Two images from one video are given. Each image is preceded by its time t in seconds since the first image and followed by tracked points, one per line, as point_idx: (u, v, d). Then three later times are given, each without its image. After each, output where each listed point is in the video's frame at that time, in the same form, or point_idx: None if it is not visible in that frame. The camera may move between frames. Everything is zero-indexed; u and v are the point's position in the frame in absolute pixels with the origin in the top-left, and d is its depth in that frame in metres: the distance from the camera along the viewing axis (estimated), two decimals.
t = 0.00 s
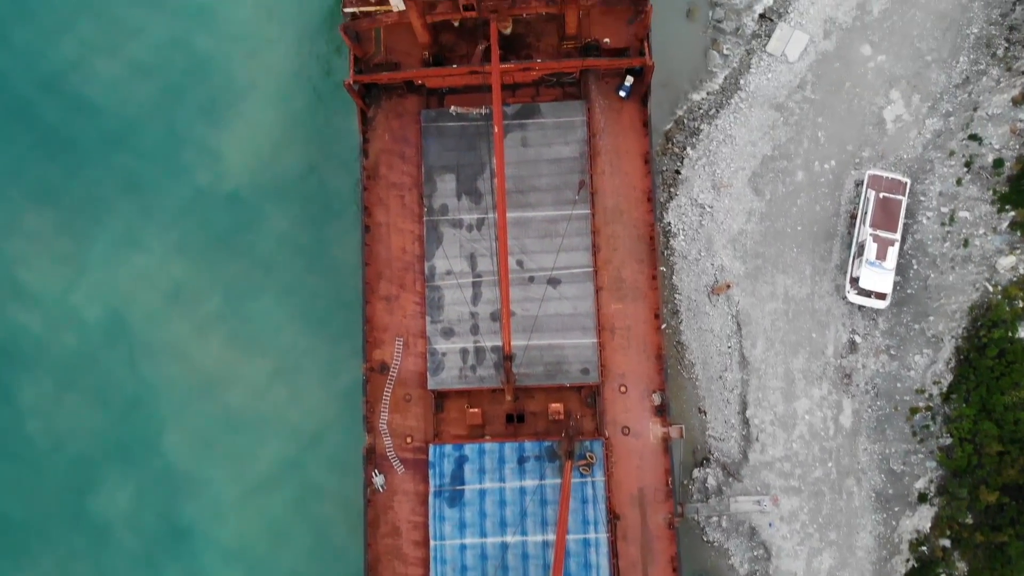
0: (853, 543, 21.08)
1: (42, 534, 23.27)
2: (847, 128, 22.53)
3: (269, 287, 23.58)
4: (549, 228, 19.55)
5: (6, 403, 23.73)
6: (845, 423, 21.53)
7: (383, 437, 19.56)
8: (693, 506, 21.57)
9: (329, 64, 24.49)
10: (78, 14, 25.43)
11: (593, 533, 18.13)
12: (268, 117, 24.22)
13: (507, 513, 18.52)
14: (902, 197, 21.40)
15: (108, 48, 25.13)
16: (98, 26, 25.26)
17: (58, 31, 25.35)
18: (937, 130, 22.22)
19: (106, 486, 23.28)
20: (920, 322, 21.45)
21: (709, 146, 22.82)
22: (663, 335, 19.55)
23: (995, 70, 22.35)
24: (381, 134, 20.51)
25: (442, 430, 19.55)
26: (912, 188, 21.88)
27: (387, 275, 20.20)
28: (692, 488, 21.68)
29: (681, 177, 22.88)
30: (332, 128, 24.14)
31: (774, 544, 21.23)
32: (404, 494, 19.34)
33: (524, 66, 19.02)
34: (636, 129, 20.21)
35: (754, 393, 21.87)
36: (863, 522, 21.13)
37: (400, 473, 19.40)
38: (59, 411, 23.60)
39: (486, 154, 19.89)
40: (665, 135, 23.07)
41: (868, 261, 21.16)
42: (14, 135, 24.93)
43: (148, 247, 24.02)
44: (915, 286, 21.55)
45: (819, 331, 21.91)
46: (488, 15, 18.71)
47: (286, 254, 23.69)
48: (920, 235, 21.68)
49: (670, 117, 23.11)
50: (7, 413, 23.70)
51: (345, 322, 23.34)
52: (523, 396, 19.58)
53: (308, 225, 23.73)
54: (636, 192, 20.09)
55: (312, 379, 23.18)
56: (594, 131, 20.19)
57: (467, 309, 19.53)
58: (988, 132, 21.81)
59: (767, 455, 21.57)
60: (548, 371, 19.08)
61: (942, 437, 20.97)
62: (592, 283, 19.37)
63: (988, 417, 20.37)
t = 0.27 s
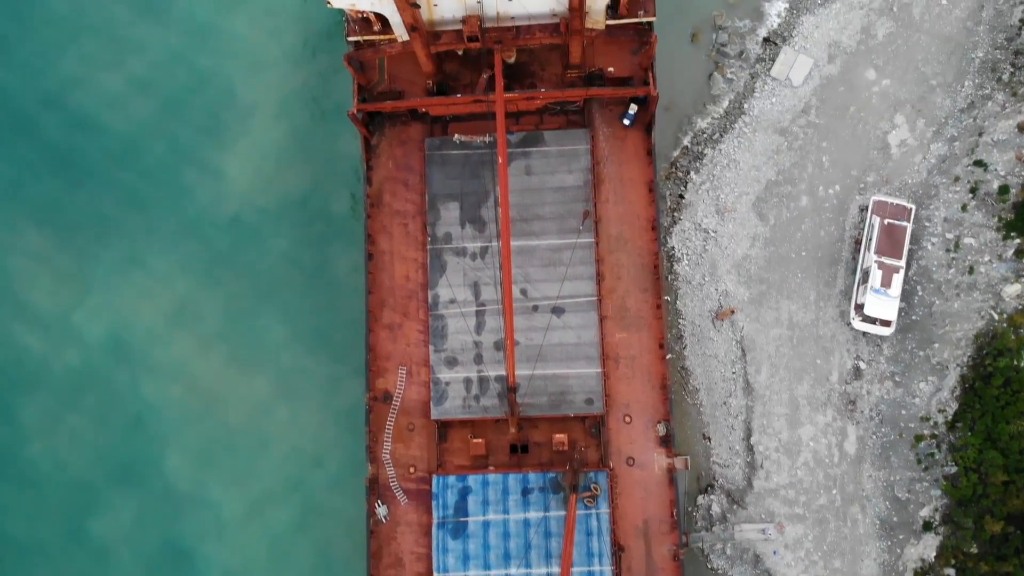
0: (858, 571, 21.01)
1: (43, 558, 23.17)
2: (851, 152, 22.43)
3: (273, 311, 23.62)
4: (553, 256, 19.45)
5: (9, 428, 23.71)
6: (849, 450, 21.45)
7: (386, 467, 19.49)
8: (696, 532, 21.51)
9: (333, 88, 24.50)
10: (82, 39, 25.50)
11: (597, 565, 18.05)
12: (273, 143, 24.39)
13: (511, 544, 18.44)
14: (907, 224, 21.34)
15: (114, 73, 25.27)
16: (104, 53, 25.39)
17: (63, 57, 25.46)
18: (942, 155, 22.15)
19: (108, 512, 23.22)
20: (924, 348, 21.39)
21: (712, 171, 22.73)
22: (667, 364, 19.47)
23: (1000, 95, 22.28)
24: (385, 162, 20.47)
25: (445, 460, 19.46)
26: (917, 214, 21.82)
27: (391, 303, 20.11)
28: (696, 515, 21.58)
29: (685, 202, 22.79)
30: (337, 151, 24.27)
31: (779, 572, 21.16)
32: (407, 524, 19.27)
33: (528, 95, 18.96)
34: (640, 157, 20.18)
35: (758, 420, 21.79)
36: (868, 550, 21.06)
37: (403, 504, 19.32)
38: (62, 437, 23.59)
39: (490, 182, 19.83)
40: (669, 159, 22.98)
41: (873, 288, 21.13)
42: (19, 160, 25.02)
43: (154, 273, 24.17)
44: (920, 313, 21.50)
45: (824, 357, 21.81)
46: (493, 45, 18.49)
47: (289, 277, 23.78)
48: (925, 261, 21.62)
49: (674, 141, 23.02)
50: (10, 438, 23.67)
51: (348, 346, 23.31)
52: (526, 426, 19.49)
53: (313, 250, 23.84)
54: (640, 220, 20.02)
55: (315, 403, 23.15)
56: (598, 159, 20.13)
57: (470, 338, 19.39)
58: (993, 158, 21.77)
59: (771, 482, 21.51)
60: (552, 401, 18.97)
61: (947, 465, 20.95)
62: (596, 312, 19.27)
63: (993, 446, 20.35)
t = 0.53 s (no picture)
0: None
1: None
2: (856, 177, 22.31)
3: (274, 334, 23.45)
4: (558, 285, 19.33)
5: (8, 453, 23.53)
6: (854, 476, 21.37)
7: (389, 497, 19.38)
8: (701, 558, 21.54)
9: (334, 110, 24.33)
10: (82, 59, 25.33)
11: None
12: (275, 165, 24.25)
13: None
14: (912, 250, 21.30)
15: (114, 94, 25.11)
16: (104, 73, 25.22)
17: (63, 77, 25.29)
18: (947, 180, 22.06)
19: (108, 538, 23.05)
20: (930, 375, 21.31)
21: (716, 195, 22.64)
22: (672, 394, 19.36)
23: (1006, 120, 22.19)
24: (388, 189, 20.36)
25: (448, 490, 19.34)
26: (922, 239, 21.73)
27: (394, 331, 19.98)
28: (702, 542, 21.59)
29: (689, 227, 22.68)
30: (339, 173, 24.11)
31: None
32: (411, 555, 19.18)
33: (532, 124, 18.92)
34: (645, 185, 20.08)
35: (763, 447, 21.70)
36: None
37: (407, 535, 19.22)
38: (62, 462, 23.41)
39: (494, 210, 19.69)
40: (673, 183, 22.89)
41: (878, 315, 21.08)
42: (18, 182, 24.84)
43: (155, 296, 24.01)
44: (925, 339, 21.41)
45: (828, 383, 21.72)
46: (497, 75, 18.17)
47: (292, 299, 23.61)
48: (930, 287, 21.54)
49: (678, 165, 22.93)
50: (9, 464, 23.48)
51: (350, 370, 23.14)
52: (530, 456, 19.39)
53: (315, 274, 23.69)
54: (645, 249, 19.91)
55: (317, 427, 22.99)
56: (602, 187, 20.02)
57: (474, 367, 19.25)
58: (999, 184, 21.71)
59: (776, 509, 21.44)
60: (557, 431, 18.83)
61: (952, 494, 20.87)
62: (601, 341, 19.14)
63: (998, 476, 20.31)
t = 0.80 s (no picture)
0: None
1: None
2: (861, 201, 22.23)
3: (276, 357, 23.29)
4: (562, 314, 19.18)
5: (8, 478, 23.36)
6: (859, 504, 21.29)
7: (393, 528, 19.27)
8: None
9: (336, 132, 24.18)
10: (83, 78, 25.15)
11: None
12: (277, 186, 24.09)
13: None
14: (917, 276, 21.15)
15: (115, 113, 24.93)
16: (105, 92, 25.05)
17: (64, 95, 25.10)
18: (952, 206, 21.97)
19: (108, 563, 22.87)
20: (935, 403, 21.26)
21: (720, 220, 22.54)
22: (677, 424, 19.26)
23: (1011, 145, 22.09)
24: (392, 216, 20.25)
25: (452, 521, 19.21)
26: (927, 265, 21.66)
27: (397, 359, 19.85)
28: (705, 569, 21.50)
29: (693, 251, 22.58)
30: (341, 196, 23.95)
31: None
32: None
33: (536, 153, 18.82)
34: (649, 213, 19.98)
35: (768, 474, 21.61)
36: None
37: (410, 566, 19.11)
38: (62, 488, 23.24)
39: (498, 238, 19.55)
40: (677, 208, 22.78)
41: (884, 343, 20.91)
42: (17, 203, 24.66)
43: (156, 318, 23.83)
44: (930, 366, 21.37)
45: (833, 410, 21.63)
46: (502, 106, 18.12)
47: (294, 323, 23.44)
48: (935, 313, 21.50)
49: (682, 189, 22.83)
50: (9, 489, 23.31)
51: (352, 395, 23.01)
52: (535, 487, 19.27)
53: (317, 297, 23.53)
54: (649, 277, 19.80)
55: (318, 452, 22.83)
56: (606, 215, 19.92)
57: (478, 397, 19.10)
58: (1004, 211, 21.60)
59: (781, 536, 21.36)
60: (561, 462, 18.69)
61: (957, 523, 20.81)
62: (605, 372, 19.01)
63: (1004, 506, 20.20)
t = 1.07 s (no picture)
0: None
1: None
2: (865, 226, 22.13)
3: (277, 381, 23.11)
4: (566, 343, 19.01)
5: (7, 503, 23.17)
6: (863, 531, 21.21)
7: (396, 559, 19.14)
8: None
9: (338, 153, 23.98)
10: (83, 97, 24.94)
11: None
12: (278, 208, 23.89)
13: None
14: (921, 302, 21.17)
15: (115, 133, 24.73)
16: (105, 111, 24.86)
17: (64, 114, 24.90)
18: (957, 231, 21.88)
19: None
20: (940, 431, 21.19)
21: (725, 245, 22.43)
22: (682, 455, 19.14)
23: (1017, 170, 22.00)
24: (395, 244, 20.11)
25: (456, 552, 19.07)
26: (932, 292, 21.59)
27: (400, 388, 19.70)
28: None
29: (697, 277, 22.48)
30: (342, 218, 23.72)
31: None
32: None
33: (540, 183, 18.69)
34: (654, 242, 19.86)
35: (772, 501, 21.52)
36: None
37: None
38: (62, 511, 23.06)
39: (502, 267, 19.41)
40: (681, 232, 22.67)
41: (888, 371, 20.84)
42: (16, 225, 24.44)
43: (157, 340, 23.64)
44: (935, 393, 21.30)
45: (838, 437, 21.53)
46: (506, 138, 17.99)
47: (295, 347, 23.26)
48: (940, 340, 21.42)
49: (685, 214, 22.73)
50: (9, 512, 23.12)
51: (352, 420, 22.76)
52: (539, 518, 19.14)
53: (318, 321, 23.35)
54: (654, 306, 19.67)
55: (319, 478, 22.63)
56: (610, 244, 19.81)
57: (481, 428, 18.94)
58: (1009, 238, 21.55)
59: (785, 564, 21.28)
60: (566, 494, 18.55)
61: (962, 551, 20.74)
62: (610, 402, 18.87)
63: (1009, 535, 20.19)
